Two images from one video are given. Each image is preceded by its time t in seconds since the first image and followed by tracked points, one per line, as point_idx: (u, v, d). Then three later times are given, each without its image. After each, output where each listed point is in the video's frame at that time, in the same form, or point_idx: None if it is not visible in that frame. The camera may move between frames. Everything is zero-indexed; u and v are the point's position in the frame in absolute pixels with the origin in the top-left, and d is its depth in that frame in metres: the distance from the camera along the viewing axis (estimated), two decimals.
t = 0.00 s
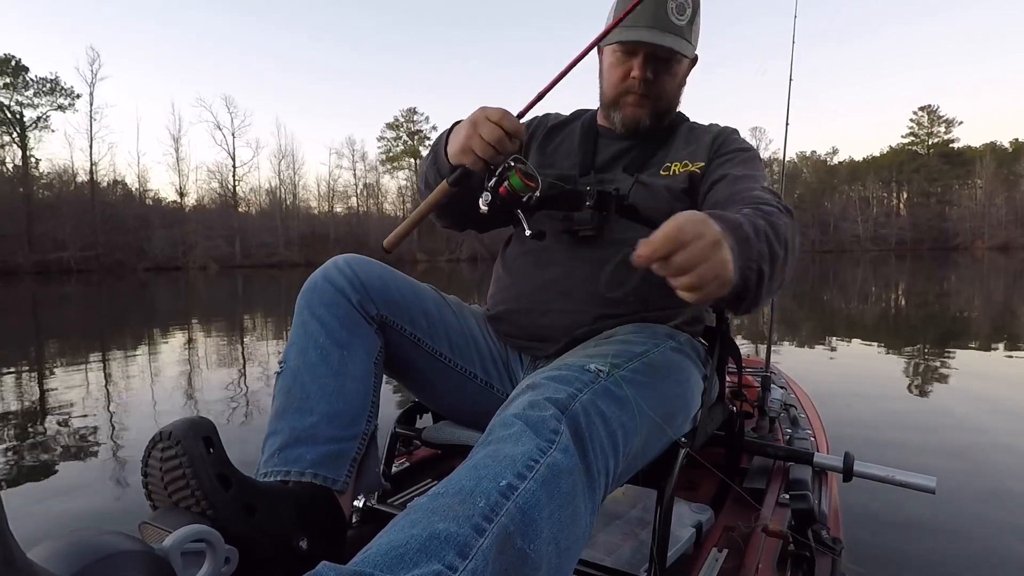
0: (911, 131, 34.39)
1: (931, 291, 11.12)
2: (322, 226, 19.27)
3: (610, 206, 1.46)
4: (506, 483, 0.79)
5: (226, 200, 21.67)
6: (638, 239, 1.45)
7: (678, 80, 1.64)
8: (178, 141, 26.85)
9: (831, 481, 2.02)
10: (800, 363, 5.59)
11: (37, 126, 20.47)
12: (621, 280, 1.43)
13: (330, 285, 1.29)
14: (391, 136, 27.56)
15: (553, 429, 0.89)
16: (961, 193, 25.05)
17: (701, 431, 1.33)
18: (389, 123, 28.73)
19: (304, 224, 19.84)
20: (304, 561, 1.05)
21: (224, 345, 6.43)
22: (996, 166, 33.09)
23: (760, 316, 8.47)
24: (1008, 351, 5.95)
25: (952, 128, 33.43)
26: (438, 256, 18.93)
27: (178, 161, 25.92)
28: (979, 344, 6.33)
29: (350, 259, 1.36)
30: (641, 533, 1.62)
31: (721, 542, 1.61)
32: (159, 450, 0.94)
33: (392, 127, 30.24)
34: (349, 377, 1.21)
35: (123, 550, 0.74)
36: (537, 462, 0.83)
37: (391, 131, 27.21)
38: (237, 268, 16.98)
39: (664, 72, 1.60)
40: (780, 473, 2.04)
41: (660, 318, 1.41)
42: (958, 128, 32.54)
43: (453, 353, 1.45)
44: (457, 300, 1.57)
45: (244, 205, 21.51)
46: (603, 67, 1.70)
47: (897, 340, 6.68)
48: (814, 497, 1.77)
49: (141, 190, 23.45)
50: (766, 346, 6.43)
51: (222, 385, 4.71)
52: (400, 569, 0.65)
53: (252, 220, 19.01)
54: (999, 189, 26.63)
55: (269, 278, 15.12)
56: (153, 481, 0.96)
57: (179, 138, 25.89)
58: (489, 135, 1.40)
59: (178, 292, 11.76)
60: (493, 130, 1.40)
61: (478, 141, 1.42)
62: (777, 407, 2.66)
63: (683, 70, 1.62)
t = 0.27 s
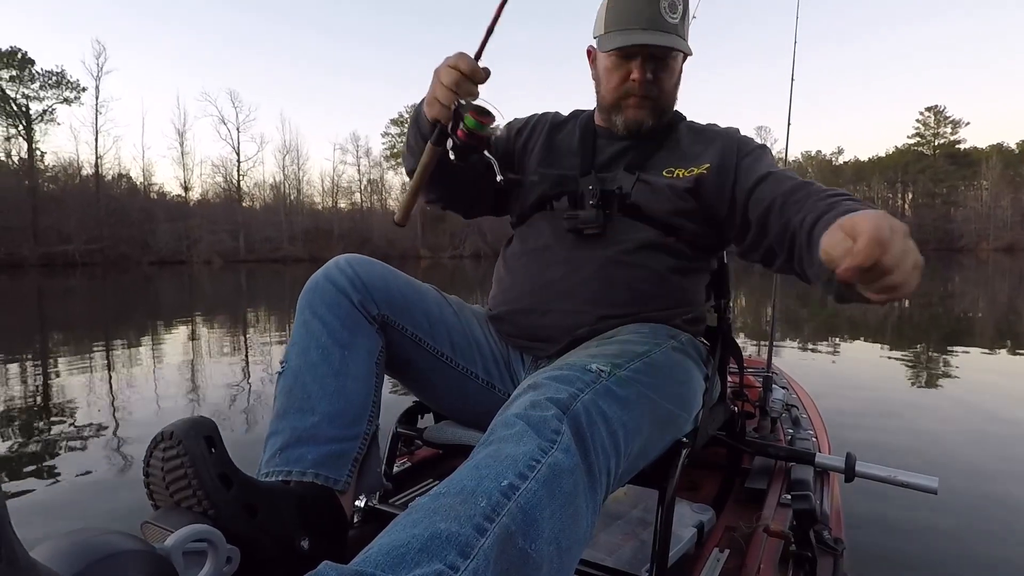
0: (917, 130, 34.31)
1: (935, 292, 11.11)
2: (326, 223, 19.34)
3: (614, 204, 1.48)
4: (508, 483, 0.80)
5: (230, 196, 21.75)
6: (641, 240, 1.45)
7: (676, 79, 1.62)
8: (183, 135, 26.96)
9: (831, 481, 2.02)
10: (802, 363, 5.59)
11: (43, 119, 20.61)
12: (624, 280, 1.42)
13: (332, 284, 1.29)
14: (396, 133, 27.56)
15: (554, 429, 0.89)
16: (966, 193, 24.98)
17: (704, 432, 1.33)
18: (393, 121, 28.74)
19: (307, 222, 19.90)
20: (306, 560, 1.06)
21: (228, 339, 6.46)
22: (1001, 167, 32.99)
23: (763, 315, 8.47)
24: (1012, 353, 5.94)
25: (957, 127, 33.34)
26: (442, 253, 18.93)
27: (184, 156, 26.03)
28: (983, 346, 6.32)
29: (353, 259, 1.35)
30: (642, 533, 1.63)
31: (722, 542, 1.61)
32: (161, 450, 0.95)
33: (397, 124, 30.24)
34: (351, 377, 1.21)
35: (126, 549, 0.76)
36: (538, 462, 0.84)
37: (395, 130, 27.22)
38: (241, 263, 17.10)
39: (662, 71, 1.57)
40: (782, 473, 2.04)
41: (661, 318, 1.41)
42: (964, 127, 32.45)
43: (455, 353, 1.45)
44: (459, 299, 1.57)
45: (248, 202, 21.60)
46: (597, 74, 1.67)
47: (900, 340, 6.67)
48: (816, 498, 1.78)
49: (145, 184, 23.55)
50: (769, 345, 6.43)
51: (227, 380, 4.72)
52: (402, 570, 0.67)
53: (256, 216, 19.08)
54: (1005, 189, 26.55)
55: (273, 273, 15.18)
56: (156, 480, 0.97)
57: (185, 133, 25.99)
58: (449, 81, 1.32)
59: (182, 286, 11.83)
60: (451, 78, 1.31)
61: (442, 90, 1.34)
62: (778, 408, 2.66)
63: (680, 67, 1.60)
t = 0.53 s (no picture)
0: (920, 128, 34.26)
1: (940, 292, 11.09)
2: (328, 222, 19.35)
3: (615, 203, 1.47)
4: (506, 483, 0.78)
5: (233, 195, 21.76)
6: (644, 241, 1.42)
7: (679, 80, 1.58)
8: (187, 135, 27.04)
9: (831, 479, 2.00)
10: (807, 363, 5.57)
11: (48, 118, 20.67)
12: (625, 280, 1.39)
13: (330, 284, 1.27)
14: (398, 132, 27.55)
15: (553, 429, 0.87)
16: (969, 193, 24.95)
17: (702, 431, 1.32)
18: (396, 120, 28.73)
19: (310, 222, 19.93)
20: (305, 560, 1.04)
21: (231, 338, 6.45)
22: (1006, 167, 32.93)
23: (767, 315, 8.45)
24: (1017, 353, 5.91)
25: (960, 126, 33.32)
26: (444, 252, 18.89)
27: (187, 155, 26.10)
28: (988, 345, 6.30)
29: (351, 259, 1.33)
30: (642, 533, 1.61)
31: (722, 541, 1.59)
32: (160, 450, 0.93)
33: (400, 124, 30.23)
34: (350, 376, 1.19)
35: (124, 550, 0.73)
36: (538, 461, 0.82)
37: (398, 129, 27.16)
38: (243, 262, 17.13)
39: (668, 71, 1.53)
40: (781, 473, 2.02)
41: (663, 317, 1.38)
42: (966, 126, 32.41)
43: (454, 353, 1.42)
44: (460, 300, 1.54)
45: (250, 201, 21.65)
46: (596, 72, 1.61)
47: (905, 340, 6.65)
48: (815, 498, 1.76)
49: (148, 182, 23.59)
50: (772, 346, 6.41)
51: (229, 378, 4.71)
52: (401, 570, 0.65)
53: (259, 215, 19.11)
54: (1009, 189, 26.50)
55: (276, 272, 15.19)
56: (154, 481, 0.95)
57: (188, 132, 26.07)
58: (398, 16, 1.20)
59: (185, 286, 11.86)
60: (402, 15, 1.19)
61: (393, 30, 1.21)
62: (778, 407, 2.63)
63: (682, 67, 1.57)
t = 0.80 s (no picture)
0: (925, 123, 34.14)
1: (944, 288, 11.07)
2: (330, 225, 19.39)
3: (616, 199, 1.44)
4: (506, 481, 0.77)
5: (235, 198, 21.78)
6: (645, 238, 1.40)
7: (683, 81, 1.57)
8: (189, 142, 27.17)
9: (831, 478, 2.00)
10: (812, 362, 5.57)
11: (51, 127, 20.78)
12: (626, 277, 1.37)
13: (329, 281, 1.26)
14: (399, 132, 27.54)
15: (554, 426, 0.87)
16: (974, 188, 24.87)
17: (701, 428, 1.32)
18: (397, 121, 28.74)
19: (312, 225, 19.98)
20: (305, 557, 1.04)
21: (235, 343, 6.48)
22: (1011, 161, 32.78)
23: (771, 316, 8.45)
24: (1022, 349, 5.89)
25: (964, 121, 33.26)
26: (447, 252, 18.88)
27: (190, 162, 26.21)
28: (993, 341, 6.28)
29: (351, 257, 1.32)
30: (642, 530, 1.61)
31: (721, 539, 1.59)
32: (160, 446, 0.93)
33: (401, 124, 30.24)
34: (349, 373, 1.18)
35: (120, 549, 0.74)
36: (538, 459, 0.82)
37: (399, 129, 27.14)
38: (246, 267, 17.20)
39: (674, 70, 1.52)
40: (780, 470, 2.03)
41: (664, 313, 1.37)
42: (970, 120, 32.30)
43: (454, 350, 1.42)
44: (459, 296, 1.53)
45: (252, 205, 21.71)
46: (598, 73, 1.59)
47: (909, 338, 6.64)
48: (815, 494, 1.75)
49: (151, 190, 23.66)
50: (776, 345, 6.41)
51: (233, 383, 4.73)
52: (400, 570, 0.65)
53: (261, 219, 19.16)
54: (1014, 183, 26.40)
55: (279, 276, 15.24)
56: (154, 477, 0.95)
57: (190, 139, 26.18)
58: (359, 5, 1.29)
59: (188, 291, 11.91)
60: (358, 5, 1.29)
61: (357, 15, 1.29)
62: (778, 405, 2.64)
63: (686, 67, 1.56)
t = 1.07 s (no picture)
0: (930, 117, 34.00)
1: (949, 285, 11.09)
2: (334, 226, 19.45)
3: (616, 197, 1.48)
4: (506, 480, 0.80)
5: (238, 202, 21.88)
6: (642, 238, 1.43)
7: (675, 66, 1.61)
8: (192, 147, 27.30)
9: (829, 475, 2.03)
10: (815, 360, 5.60)
11: (55, 136, 20.93)
12: (623, 276, 1.41)
13: (330, 279, 1.29)
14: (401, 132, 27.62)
15: (553, 425, 0.90)
16: (979, 184, 24.81)
17: (698, 428, 1.35)
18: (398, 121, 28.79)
19: (316, 231, 20.10)
20: (304, 554, 1.06)
21: (240, 347, 6.53)
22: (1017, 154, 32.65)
23: (774, 315, 8.49)
24: None
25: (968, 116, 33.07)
26: (450, 253, 18.92)
27: (193, 167, 26.35)
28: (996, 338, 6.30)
29: (351, 255, 1.35)
30: (641, 528, 1.65)
31: (720, 537, 1.64)
32: (160, 444, 0.96)
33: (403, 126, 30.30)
34: (351, 371, 1.22)
35: (121, 545, 0.77)
36: (538, 458, 0.85)
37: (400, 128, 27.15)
38: (250, 272, 17.29)
39: (664, 56, 1.56)
40: (780, 467, 2.04)
41: (661, 313, 1.40)
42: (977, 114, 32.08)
43: (454, 348, 1.45)
44: (459, 294, 1.57)
45: (255, 209, 21.79)
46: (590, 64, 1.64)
47: (912, 335, 6.65)
48: (813, 492, 1.78)
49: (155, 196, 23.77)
50: (779, 344, 6.44)
51: (238, 387, 4.77)
52: (400, 566, 0.67)
53: (265, 223, 19.23)
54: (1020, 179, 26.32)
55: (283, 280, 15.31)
56: (155, 475, 0.99)
57: (193, 145, 26.32)
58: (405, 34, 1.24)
59: (193, 296, 11.98)
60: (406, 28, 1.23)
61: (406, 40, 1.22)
62: (777, 402, 2.64)
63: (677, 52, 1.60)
